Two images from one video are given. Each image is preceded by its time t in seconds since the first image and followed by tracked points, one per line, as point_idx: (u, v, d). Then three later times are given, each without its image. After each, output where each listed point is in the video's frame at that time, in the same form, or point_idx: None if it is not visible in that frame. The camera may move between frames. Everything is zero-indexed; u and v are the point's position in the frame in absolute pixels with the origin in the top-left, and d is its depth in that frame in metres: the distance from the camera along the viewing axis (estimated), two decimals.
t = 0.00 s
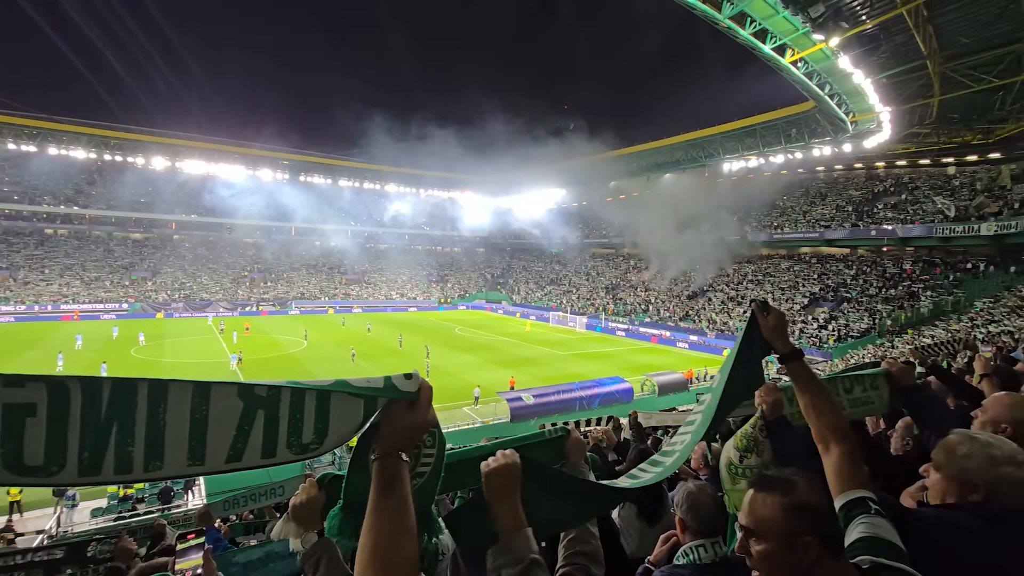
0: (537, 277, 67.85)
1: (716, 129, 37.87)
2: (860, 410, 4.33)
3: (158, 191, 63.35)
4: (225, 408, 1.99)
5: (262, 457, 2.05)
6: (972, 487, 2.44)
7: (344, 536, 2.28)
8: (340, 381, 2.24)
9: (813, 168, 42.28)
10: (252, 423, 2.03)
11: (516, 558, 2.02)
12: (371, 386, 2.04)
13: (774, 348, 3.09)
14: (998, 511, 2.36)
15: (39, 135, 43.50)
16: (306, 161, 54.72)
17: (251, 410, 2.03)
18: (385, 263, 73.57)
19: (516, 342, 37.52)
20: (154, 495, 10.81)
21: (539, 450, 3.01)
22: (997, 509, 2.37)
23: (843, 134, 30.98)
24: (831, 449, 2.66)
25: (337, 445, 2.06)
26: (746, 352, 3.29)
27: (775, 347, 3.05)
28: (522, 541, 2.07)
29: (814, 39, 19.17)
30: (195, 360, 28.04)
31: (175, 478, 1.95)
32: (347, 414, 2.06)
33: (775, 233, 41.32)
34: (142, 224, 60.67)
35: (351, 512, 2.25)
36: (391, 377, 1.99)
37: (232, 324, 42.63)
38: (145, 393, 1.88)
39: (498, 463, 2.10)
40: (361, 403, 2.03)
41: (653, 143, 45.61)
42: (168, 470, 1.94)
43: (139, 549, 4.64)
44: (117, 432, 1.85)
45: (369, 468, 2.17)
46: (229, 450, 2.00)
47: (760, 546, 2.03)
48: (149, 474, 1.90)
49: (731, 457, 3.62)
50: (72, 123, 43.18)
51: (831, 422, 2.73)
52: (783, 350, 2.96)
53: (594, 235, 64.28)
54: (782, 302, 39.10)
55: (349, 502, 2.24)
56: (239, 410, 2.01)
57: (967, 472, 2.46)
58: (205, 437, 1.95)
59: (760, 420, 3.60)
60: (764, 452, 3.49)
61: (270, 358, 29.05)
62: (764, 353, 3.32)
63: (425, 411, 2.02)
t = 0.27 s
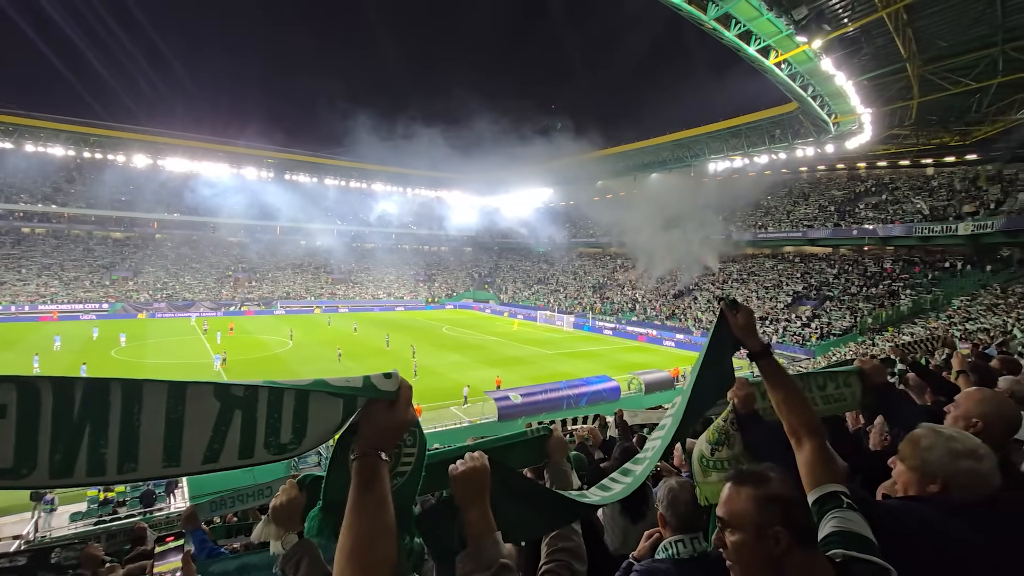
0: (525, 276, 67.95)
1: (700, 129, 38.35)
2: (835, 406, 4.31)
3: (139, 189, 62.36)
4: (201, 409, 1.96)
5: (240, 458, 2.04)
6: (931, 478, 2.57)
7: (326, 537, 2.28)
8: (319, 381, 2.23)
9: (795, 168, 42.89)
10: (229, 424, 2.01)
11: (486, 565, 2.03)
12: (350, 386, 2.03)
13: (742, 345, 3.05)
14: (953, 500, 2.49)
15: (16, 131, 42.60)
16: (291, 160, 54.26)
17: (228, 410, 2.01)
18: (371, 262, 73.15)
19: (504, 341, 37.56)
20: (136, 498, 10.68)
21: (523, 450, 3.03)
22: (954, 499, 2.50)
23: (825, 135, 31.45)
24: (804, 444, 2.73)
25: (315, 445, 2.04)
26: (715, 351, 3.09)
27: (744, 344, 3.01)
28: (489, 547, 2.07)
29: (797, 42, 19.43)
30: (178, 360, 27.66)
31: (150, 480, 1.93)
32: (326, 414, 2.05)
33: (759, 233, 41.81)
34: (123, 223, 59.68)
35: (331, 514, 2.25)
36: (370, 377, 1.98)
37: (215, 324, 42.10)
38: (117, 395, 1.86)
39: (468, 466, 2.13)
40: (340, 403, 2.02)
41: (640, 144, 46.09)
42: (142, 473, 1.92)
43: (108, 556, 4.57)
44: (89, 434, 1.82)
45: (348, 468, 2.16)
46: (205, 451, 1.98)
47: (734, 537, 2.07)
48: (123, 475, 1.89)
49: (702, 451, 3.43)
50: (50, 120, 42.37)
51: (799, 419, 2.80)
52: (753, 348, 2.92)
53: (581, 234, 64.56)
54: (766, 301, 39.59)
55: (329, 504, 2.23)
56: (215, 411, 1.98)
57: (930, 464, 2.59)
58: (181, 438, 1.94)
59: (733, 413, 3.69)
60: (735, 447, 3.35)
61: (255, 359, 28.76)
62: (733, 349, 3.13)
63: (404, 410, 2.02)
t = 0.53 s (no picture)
0: (517, 275, 67.99)
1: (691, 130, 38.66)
2: (813, 406, 4.18)
3: (127, 188, 61.67)
4: (186, 409, 1.95)
5: (225, 459, 2.03)
6: (903, 473, 2.57)
7: (312, 537, 2.27)
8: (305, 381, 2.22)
9: (785, 169, 43.27)
10: (214, 424, 2.00)
11: (477, 565, 2.01)
12: (337, 386, 2.02)
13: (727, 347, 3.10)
14: (924, 496, 2.48)
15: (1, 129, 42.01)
16: (282, 159, 53.96)
17: (214, 410, 1.99)
18: (363, 261, 72.83)
19: (496, 341, 37.55)
20: (123, 501, 10.57)
21: (510, 450, 3.04)
22: (924, 494, 2.48)
23: (814, 135, 31.74)
24: (787, 441, 2.77)
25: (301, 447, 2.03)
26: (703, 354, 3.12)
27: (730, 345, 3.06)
28: (480, 547, 2.05)
29: (787, 43, 19.59)
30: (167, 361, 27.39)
31: (132, 481, 1.92)
32: (312, 415, 2.04)
33: (750, 233, 42.14)
34: (111, 221, 58.97)
35: (317, 513, 2.24)
36: (358, 377, 1.97)
37: (205, 325, 41.73)
38: (98, 395, 1.84)
39: (460, 464, 2.12)
40: (327, 403, 2.01)
41: (632, 144, 46.30)
42: (124, 473, 1.91)
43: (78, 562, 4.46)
44: (71, 435, 1.80)
45: (334, 469, 2.16)
46: (189, 451, 1.96)
47: (743, 526, 2.07)
48: (105, 476, 1.88)
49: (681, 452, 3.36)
50: (36, 117, 41.84)
51: (783, 418, 2.85)
52: (737, 346, 3.00)
53: (573, 234, 64.72)
54: (755, 301, 39.91)
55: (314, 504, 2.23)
56: (199, 411, 1.98)
57: (900, 459, 2.58)
58: (165, 439, 1.92)
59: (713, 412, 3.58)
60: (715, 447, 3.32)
61: (245, 359, 28.56)
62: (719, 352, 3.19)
63: (393, 410, 2.02)
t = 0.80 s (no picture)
0: (508, 275, 67.97)
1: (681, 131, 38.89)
2: (796, 406, 4.21)
3: (113, 187, 60.91)
4: (169, 411, 1.94)
5: (208, 460, 2.02)
6: (882, 470, 2.58)
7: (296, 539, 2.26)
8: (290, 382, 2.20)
9: (774, 169, 43.59)
10: (196, 425, 1.98)
11: (482, 558, 2.09)
12: (323, 387, 2.01)
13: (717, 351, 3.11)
14: (904, 492, 2.49)
15: None
16: (271, 158, 53.55)
17: (196, 411, 1.98)
18: (354, 261, 72.45)
19: (487, 341, 37.54)
20: (110, 504, 10.46)
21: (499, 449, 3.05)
22: (904, 490, 2.50)
23: (802, 136, 32.00)
24: (774, 439, 2.80)
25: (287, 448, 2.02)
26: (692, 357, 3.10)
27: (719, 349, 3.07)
28: (486, 539, 2.14)
29: (776, 44, 19.73)
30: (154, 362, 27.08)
31: (113, 483, 1.90)
32: (297, 417, 2.02)
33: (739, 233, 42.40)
34: (97, 221, 58.20)
35: (303, 515, 2.24)
36: (342, 378, 1.96)
37: (193, 325, 41.32)
38: (78, 397, 1.81)
39: (465, 457, 2.15)
40: (313, 405, 2.00)
41: (622, 144, 46.48)
42: (105, 477, 1.89)
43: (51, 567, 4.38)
44: (51, 438, 1.78)
45: (321, 469, 2.15)
46: (171, 454, 1.95)
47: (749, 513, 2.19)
48: (84, 480, 1.86)
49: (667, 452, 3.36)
50: (20, 115, 41.21)
51: (772, 419, 2.86)
52: (727, 350, 3.02)
53: (564, 233, 64.81)
54: (745, 300, 40.18)
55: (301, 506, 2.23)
56: (182, 412, 1.97)
57: (878, 454, 2.61)
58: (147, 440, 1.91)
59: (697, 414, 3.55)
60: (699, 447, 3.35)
61: (234, 359, 28.33)
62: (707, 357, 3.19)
63: (378, 411, 2.02)
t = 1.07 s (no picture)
0: (498, 275, 67.93)
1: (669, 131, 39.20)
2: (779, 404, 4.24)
3: (97, 186, 59.95)
4: (146, 413, 1.92)
5: (188, 463, 2.01)
6: (867, 468, 2.62)
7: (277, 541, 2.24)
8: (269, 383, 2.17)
9: (761, 170, 44.05)
10: (175, 427, 1.96)
11: (489, 545, 2.10)
12: (303, 388, 1.99)
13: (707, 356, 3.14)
14: (888, 488, 2.55)
15: None
16: (258, 157, 53.04)
17: (174, 414, 1.97)
18: (342, 261, 71.96)
19: (477, 341, 37.50)
20: (93, 508, 10.30)
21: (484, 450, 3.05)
22: (887, 486, 2.56)
23: (788, 137, 32.34)
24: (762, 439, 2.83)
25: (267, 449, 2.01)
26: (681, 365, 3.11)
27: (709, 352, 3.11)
28: (492, 529, 2.14)
29: (763, 46, 19.95)
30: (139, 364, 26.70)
31: (89, 488, 1.87)
32: (277, 418, 1.99)
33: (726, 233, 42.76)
34: (79, 221, 57.25)
35: (284, 516, 2.22)
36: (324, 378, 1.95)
37: (178, 326, 40.80)
38: (51, 400, 1.77)
39: (475, 447, 2.18)
40: (293, 406, 1.97)
41: (611, 144, 46.72)
42: (82, 480, 1.86)
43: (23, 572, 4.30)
44: (24, 442, 1.75)
45: (303, 470, 2.14)
46: (149, 457, 1.93)
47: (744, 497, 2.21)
48: (59, 484, 1.83)
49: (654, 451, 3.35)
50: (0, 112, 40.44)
51: (759, 419, 2.91)
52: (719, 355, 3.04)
53: (554, 233, 64.93)
54: (732, 300, 40.54)
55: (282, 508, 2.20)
56: (160, 414, 1.95)
57: (864, 451, 2.64)
58: (124, 443, 1.88)
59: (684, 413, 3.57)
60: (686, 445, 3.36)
61: (221, 360, 28.01)
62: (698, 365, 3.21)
63: (361, 412, 2.02)
